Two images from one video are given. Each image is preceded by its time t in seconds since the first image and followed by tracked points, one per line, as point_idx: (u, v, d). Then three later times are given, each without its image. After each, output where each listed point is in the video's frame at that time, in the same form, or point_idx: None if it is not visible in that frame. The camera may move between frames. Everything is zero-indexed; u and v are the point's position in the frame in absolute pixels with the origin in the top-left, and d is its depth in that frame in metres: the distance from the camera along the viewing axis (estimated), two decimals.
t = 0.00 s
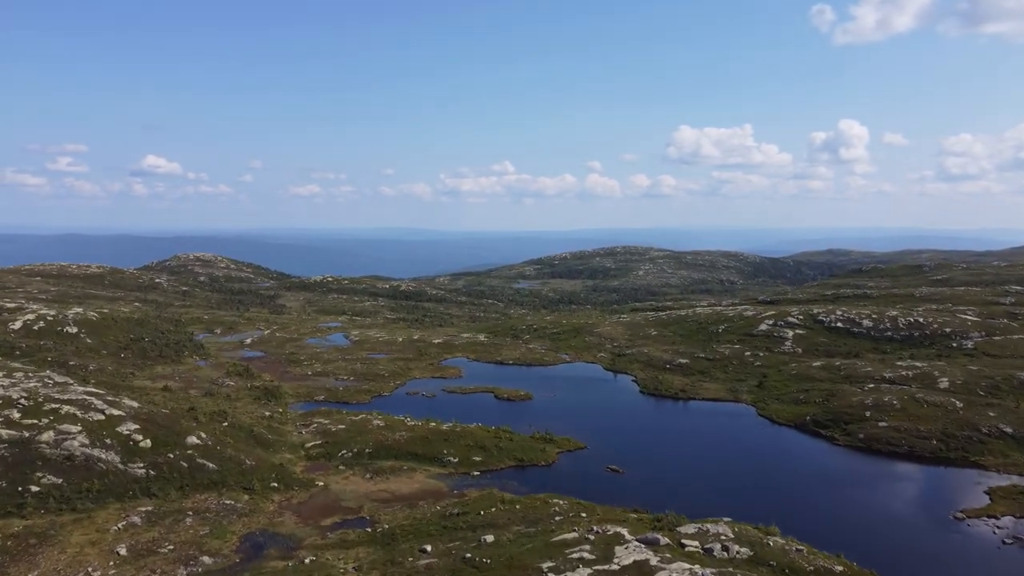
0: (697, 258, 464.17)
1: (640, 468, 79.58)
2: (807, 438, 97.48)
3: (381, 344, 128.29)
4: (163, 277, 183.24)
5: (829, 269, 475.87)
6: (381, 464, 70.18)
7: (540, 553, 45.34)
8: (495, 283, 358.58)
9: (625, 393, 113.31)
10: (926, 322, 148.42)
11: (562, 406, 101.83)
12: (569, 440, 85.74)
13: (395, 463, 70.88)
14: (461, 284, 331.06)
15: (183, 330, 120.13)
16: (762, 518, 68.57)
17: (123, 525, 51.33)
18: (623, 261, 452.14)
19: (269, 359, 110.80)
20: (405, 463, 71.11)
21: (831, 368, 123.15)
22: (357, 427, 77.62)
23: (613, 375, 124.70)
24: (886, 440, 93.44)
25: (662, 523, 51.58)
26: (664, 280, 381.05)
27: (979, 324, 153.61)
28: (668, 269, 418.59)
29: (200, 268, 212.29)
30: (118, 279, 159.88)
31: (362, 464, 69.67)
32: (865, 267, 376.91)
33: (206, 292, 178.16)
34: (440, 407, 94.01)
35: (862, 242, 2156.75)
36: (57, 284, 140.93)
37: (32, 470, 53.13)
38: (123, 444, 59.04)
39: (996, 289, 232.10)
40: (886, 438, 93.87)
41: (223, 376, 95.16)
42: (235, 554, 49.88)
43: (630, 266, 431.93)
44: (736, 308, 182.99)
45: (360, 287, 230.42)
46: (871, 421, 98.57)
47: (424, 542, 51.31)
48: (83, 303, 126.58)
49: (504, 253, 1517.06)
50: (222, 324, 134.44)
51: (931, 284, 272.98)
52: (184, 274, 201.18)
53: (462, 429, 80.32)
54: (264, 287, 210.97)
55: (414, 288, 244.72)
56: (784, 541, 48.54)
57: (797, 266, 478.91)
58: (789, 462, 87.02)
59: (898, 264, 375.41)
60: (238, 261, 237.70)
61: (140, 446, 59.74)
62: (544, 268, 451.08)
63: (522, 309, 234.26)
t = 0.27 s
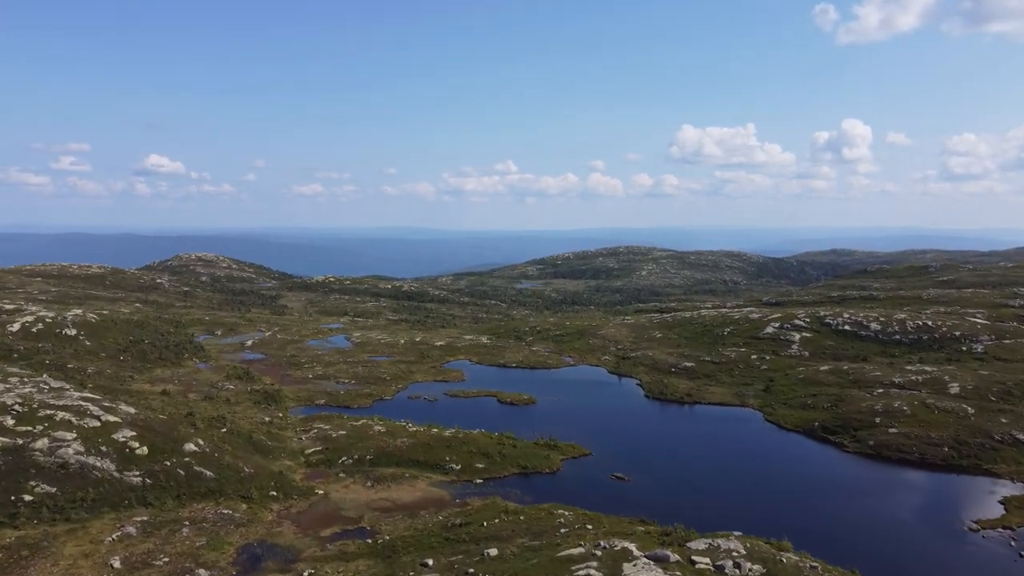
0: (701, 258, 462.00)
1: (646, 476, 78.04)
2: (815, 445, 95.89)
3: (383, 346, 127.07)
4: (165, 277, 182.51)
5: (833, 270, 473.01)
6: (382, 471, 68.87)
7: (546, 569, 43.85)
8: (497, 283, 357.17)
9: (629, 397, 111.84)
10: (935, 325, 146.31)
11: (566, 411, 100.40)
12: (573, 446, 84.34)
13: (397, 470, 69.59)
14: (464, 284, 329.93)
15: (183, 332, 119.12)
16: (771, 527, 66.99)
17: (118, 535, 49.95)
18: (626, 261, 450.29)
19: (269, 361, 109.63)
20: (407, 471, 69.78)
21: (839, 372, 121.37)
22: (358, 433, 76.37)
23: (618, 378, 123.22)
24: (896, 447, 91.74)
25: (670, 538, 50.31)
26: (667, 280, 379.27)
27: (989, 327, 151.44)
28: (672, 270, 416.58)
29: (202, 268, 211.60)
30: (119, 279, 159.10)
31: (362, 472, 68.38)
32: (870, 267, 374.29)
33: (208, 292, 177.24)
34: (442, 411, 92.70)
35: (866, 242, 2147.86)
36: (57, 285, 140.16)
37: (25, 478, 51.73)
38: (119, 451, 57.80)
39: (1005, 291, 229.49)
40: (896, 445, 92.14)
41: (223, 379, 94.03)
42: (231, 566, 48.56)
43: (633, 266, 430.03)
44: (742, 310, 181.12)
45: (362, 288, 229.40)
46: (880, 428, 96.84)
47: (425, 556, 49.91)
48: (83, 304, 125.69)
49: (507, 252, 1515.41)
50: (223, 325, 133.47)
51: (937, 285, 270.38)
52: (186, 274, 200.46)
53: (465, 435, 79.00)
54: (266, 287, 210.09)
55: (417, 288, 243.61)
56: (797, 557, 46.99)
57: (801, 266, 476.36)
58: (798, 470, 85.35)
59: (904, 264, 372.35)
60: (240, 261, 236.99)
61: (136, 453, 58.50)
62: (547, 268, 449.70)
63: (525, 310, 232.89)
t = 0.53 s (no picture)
0: (707, 258, 459.00)
1: (655, 484, 76.30)
2: (827, 452, 93.92)
3: (387, 349, 125.82)
4: (169, 278, 182.07)
5: (841, 271, 468.78)
6: (385, 479, 67.51)
7: None
8: (503, 283, 355.60)
9: (637, 402, 110.11)
10: (948, 329, 143.62)
11: (572, 416, 98.80)
12: (581, 453, 82.78)
13: (401, 478, 68.23)
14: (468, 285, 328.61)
15: (187, 334, 118.27)
16: (786, 539, 64.77)
17: (116, 546, 48.70)
18: (632, 261, 447.80)
19: (273, 364, 108.65)
20: (411, 479, 68.40)
21: (850, 377, 119.18)
22: (362, 439, 75.06)
23: (625, 382, 121.48)
24: (910, 455, 89.57)
25: (683, 555, 48.54)
26: (673, 281, 376.77)
27: (1003, 331, 148.61)
28: (678, 270, 413.79)
29: (207, 268, 211.19)
30: (123, 280, 158.60)
31: (366, 480, 67.07)
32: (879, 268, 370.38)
33: (213, 293, 176.62)
34: (447, 416, 91.27)
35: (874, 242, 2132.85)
36: (61, 285, 139.75)
37: (22, 487, 50.56)
38: (118, 459, 56.70)
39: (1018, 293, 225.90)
40: (911, 453, 89.96)
41: (226, 382, 92.98)
42: None
43: (639, 266, 427.57)
44: (750, 312, 178.84)
45: (367, 288, 228.43)
46: (894, 435, 94.69)
47: (430, 570, 48.43)
48: (87, 305, 125.05)
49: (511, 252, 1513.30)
50: (227, 327, 132.60)
51: (948, 287, 266.78)
52: (191, 274, 199.98)
53: (470, 442, 77.57)
54: (270, 287, 209.40)
55: (422, 289, 242.47)
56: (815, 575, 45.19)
57: (808, 267, 472.51)
58: (811, 479, 83.11)
59: (913, 265, 367.89)
60: (245, 262, 236.54)
61: (136, 461, 57.40)
62: (552, 268, 447.85)
63: (530, 311, 231.36)
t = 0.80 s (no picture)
0: (716, 259, 455.08)
1: (667, 492, 74.41)
2: (844, 461, 91.57)
3: (394, 351, 124.53)
4: (177, 278, 181.96)
5: (851, 272, 463.17)
6: (391, 487, 66.05)
7: None
8: (510, 284, 353.92)
9: (647, 407, 108.10)
10: (964, 333, 140.30)
11: (582, 422, 96.97)
12: (590, 461, 81.02)
13: (407, 486, 66.78)
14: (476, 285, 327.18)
15: (193, 336, 117.56)
16: (805, 551, 62.49)
17: (115, 558, 47.40)
18: (640, 261, 444.70)
19: (279, 367, 107.69)
20: (418, 487, 66.93)
21: (865, 383, 116.52)
22: (368, 446, 73.68)
23: (634, 387, 119.51)
24: (929, 465, 86.95)
25: (697, 572, 46.48)
26: (682, 282, 373.44)
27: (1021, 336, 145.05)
28: (686, 271, 410.40)
29: (215, 269, 211.09)
30: (130, 281, 158.42)
31: (372, 488, 65.67)
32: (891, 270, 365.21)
33: (220, 294, 176.27)
34: (455, 422, 89.77)
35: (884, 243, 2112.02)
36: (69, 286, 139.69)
37: (21, 496, 49.52)
38: (119, 468, 55.63)
39: None
40: (929, 462, 87.34)
41: (231, 386, 91.95)
42: None
43: (647, 267, 424.53)
44: (761, 315, 176.07)
45: (374, 289, 227.52)
46: (911, 443, 92.14)
47: None
48: (94, 307, 124.65)
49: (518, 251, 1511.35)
50: (233, 328, 131.93)
51: (962, 289, 262.11)
52: (198, 275, 199.90)
53: (478, 449, 76.05)
54: (277, 288, 208.91)
55: (429, 290, 241.38)
56: None
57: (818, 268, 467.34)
58: (828, 488, 80.73)
59: (926, 266, 362.34)
60: (253, 262, 236.41)
61: (137, 469, 56.31)
62: (559, 268, 445.68)
63: (538, 312, 229.56)
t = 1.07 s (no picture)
0: (724, 260, 451.47)
1: (680, 501, 72.49)
2: (860, 469, 89.24)
3: (400, 354, 123.24)
4: (184, 279, 181.93)
5: (862, 273, 457.96)
6: (396, 496, 64.61)
7: None
8: (516, 284, 352.34)
9: (657, 412, 106.09)
10: (981, 338, 137.04)
11: (591, 427, 95.15)
12: (600, 468, 79.27)
13: (413, 495, 65.34)
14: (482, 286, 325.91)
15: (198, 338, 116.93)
16: (825, 562, 60.23)
17: (115, 569, 46.02)
18: (648, 262, 441.79)
19: (285, 370, 106.70)
20: (424, 496, 65.48)
21: (880, 389, 113.87)
22: (373, 453, 72.34)
23: (643, 392, 117.58)
24: (946, 475, 84.21)
25: None
26: (690, 283, 370.39)
27: None
28: (695, 272, 407.15)
29: (222, 270, 211.01)
30: (137, 282, 158.29)
31: (377, 497, 64.28)
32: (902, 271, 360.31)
33: (226, 295, 175.92)
34: (462, 427, 88.30)
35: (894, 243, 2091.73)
36: (75, 287, 139.62)
37: (20, 505, 48.44)
38: (120, 476, 54.55)
39: None
40: (947, 471, 84.66)
41: (236, 390, 90.99)
42: None
43: (655, 268, 421.71)
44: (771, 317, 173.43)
45: (380, 290, 226.78)
46: (929, 452, 89.56)
47: None
48: (100, 308, 124.35)
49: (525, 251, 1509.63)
50: (239, 330, 131.25)
51: (976, 292, 257.67)
52: (205, 276, 199.88)
53: (485, 456, 74.56)
54: (284, 289, 208.46)
55: (435, 291, 240.38)
56: None
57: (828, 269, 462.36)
58: (846, 497, 78.28)
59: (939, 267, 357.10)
60: (260, 263, 236.41)
61: (138, 478, 55.20)
62: (566, 269, 443.60)
63: (545, 314, 227.80)
